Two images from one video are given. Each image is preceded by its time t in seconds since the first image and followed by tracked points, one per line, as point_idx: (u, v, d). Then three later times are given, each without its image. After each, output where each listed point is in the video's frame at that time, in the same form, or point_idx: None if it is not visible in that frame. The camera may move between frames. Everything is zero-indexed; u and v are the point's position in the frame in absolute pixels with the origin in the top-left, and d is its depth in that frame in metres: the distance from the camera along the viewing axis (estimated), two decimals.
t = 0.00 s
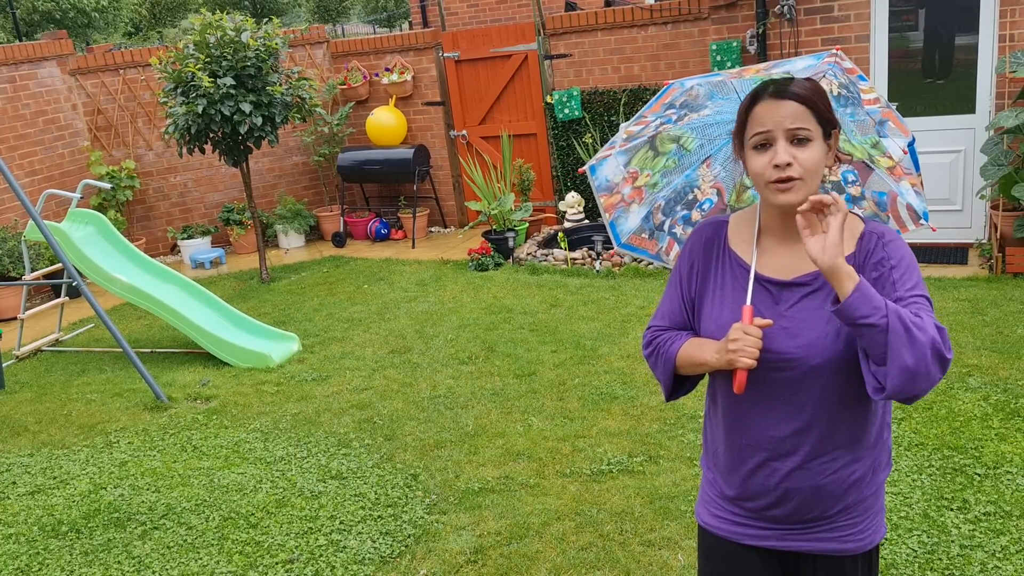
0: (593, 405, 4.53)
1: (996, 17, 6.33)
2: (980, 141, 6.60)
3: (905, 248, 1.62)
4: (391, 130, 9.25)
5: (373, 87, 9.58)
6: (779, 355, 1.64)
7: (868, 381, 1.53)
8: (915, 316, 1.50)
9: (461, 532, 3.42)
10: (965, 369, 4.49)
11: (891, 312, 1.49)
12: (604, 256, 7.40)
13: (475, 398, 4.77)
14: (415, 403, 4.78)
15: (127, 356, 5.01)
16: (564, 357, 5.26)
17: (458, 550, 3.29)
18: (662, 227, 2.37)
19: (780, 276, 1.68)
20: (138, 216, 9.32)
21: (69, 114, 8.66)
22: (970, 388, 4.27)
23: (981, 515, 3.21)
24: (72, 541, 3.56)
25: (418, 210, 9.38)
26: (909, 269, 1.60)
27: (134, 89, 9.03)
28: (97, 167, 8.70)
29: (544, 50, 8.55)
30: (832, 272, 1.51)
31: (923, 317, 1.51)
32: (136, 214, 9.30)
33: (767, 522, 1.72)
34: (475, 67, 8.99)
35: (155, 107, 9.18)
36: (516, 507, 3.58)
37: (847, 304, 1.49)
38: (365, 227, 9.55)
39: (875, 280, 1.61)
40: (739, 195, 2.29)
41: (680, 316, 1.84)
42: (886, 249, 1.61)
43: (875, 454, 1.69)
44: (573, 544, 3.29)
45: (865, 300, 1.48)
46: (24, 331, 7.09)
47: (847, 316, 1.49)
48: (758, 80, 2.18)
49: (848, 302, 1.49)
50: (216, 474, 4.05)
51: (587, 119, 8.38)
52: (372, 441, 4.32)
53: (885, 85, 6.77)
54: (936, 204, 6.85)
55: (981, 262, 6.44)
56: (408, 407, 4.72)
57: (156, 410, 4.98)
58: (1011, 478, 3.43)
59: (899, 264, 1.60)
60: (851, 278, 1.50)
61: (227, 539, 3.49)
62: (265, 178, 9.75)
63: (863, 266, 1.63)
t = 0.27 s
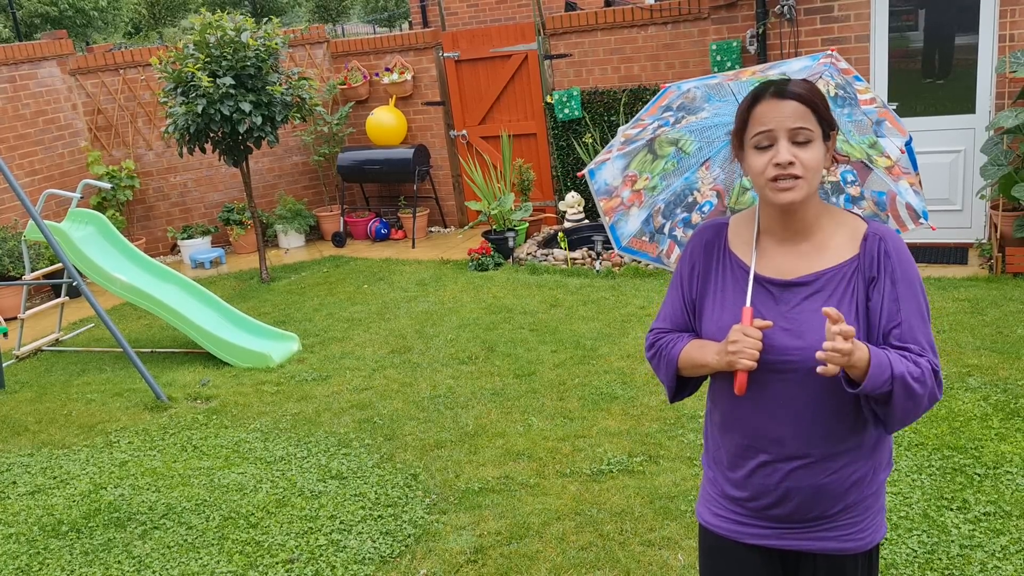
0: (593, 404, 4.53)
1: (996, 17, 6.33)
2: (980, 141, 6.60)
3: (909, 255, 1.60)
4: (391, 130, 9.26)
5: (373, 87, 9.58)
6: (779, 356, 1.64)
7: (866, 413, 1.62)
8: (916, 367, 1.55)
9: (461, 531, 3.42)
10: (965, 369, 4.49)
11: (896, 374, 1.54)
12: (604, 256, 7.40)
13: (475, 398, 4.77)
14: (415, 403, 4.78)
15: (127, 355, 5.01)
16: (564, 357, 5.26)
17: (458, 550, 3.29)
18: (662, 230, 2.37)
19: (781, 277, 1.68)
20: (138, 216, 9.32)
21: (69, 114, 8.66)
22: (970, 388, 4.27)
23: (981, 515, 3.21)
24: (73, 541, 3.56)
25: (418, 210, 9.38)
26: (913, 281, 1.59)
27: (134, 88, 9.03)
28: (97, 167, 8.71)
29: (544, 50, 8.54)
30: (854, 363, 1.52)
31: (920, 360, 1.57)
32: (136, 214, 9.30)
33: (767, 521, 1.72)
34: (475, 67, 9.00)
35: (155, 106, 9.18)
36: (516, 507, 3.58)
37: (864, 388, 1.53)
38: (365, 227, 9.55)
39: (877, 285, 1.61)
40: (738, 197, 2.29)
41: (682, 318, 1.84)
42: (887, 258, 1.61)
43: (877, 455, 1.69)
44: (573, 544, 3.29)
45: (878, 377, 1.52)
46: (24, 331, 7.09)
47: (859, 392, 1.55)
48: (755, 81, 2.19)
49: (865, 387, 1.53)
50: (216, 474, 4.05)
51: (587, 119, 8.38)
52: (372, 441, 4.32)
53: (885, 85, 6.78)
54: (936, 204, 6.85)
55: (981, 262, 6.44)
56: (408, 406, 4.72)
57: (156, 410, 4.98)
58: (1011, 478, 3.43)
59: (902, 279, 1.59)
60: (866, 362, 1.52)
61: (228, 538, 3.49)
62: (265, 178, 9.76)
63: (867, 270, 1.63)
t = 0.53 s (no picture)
0: (593, 404, 4.53)
1: (996, 17, 6.33)
2: (980, 140, 6.60)
3: (907, 252, 1.61)
4: (390, 130, 9.26)
5: (373, 87, 9.58)
6: (782, 356, 1.64)
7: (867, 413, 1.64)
8: (914, 367, 1.56)
9: (461, 531, 3.42)
10: (965, 369, 4.49)
11: (895, 376, 1.55)
12: (604, 256, 7.41)
13: (475, 397, 4.77)
14: (415, 402, 4.78)
15: (127, 355, 5.01)
16: (564, 357, 5.26)
17: (458, 550, 3.29)
18: (656, 231, 2.39)
19: (781, 277, 1.68)
20: (138, 216, 9.33)
21: (69, 114, 8.66)
22: (969, 388, 4.28)
23: (981, 514, 3.22)
24: (73, 541, 3.56)
25: (418, 210, 9.38)
26: (912, 278, 1.60)
27: (134, 88, 9.02)
28: (97, 167, 8.70)
29: (544, 50, 8.55)
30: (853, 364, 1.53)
31: (918, 359, 1.58)
32: (136, 214, 9.30)
33: (768, 519, 1.72)
34: (475, 66, 9.00)
35: (155, 106, 9.18)
36: (516, 506, 3.58)
37: (863, 390, 1.54)
38: (365, 227, 9.56)
39: (877, 283, 1.62)
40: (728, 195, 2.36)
41: (682, 320, 1.84)
42: (889, 256, 1.61)
43: (877, 450, 1.69)
44: (573, 543, 3.29)
45: (878, 377, 1.53)
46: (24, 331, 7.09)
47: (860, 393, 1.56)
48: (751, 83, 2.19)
49: (864, 390, 1.54)
50: (216, 474, 4.05)
51: (587, 119, 8.38)
52: (372, 441, 4.32)
53: (885, 85, 6.78)
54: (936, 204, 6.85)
55: (981, 262, 6.44)
56: (408, 406, 4.72)
57: (156, 410, 4.98)
58: (1011, 477, 3.43)
59: (901, 275, 1.60)
60: (864, 365, 1.53)
61: (228, 538, 3.49)
62: (265, 177, 9.76)
63: (867, 268, 1.63)
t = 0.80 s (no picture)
0: (592, 404, 4.53)
1: (995, 16, 6.33)
2: (979, 140, 6.60)
3: (903, 246, 1.61)
4: (390, 130, 9.26)
5: (372, 87, 9.58)
6: (780, 353, 1.64)
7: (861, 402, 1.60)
8: (910, 350, 1.54)
9: (461, 531, 3.42)
10: (964, 369, 4.49)
11: (891, 353, 1.52)
12: (604, 256, 7.41)
13: (474, 397, 4.77)
14: (414, 402, 4.78)
15: (127, 355, 4.97)
16: (564, 357, 5.26)
17: (458, 549, 3.29)
18: (654, 228, 2.38)
19: (779, 274, 1.69)
20: (138, 216, 9.32)
21: (68, 114, 8.66)
22: (969, 387, 4.28)
23: (981, 514, 3.22)
24: (72, 541, 3.56)
25: (418, 210, 9.37)
26: (907, 271, 1.60)
27: (133, 88, 9.02)
28: (96, 167, 8.70)
29: (543, 50, 8.55)
30: (847, 334, 1.51)
31: (914, 344, 1.55)
32: (136, 214, 9.29)
33: (767, 517, 1.73)
34: (474, 66, 9.00)
35: (155, 106, 9.18)
36: (516, 506, 3.58)
37: (857, 361, 1.52)
38: (364, 227, 9.56)
39: (873, 276, 1.62)
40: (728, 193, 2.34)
41: (680, 318, 1.84)
42: (884, 249, 1.61)
43: (875, 447, 1.69)
44: (572, 543, 3.29)
45: (871, 348, 1.51)
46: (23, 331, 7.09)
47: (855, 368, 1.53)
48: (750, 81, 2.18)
49: (858, 361, 1.51)
50: (216, 474, 4.05)
51: (587, 118, 8.37)
52: (372, 441, 4.32)
53: (884, 85, 6.78)
54: (935, 203, 6.85)
55: (980, 262, 6.44)
56: (408, 406, 4.72)
57: (156, 410, 4.97)
58: (1011, 477, 3.43)
59: (896, 268, 1.60)
60: (860, 336, 1.51)
61: (227, 538, 3.49)
62: (264, 177, 9.75)
63: (863, 263, 1.63)
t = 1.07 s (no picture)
0: (592, 404, 4.52)
1: (995, 16, 6.33)
2: (979, 140, 6.60)
3: (897, 244, 1.62)
4: (390, 130, 9.26)
5: (372, 87, 9.58)
6: (778, 351, 1.64)
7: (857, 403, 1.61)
8: (903, 351, 1.55)
9: (461, 531, 3.42)
10: (964, 369, 4.49)
11: (885, 357, 1.53)
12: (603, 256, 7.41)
13: (474, 397, 4.76)
14: (414, 402, 4.77)
15: (127, 354, 4.95)
16: (564, 356, 5.26)
17: (457, 549, 3.29)
18: (650, 231, 2.38)
19: (774, 273, 1.69)
20: (138, 216, 9.32)
21: (68, 114, 8.66)
22: (969, 387, 4.28)
23: (981, 514, 3.21)
24: (72, 541, 3.56)
25: (418, 210, 9.37)
26: (902, 268, 1.60)
27: (133, 88, 9.02)
28: (96, 167, 8.70)
29: (543, 50, 8.55)
30: (839, 344, 1.50)
31: (907, 344, 1.56)
32: (135, 214, 9.29)
33: (766, 518, 1.72)
34: (474, 66, 9.00)
35: (155, 106, 9.17)
36: (516, 506, 3.57)
37: (851, 370, 1.52)
38: (364, 227, 9.55)
39: (868, 273, 1.62)
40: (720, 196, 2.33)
41: (677, 318, 1.84)
42: (878, 248, 1.62)
43: (873, 447, 1.69)
44: (572, 543, 3.29)
45: (865, 358, 1.51)
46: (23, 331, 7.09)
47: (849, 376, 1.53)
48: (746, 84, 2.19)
49: (853, 369, 1.52)
50: (215, 473, 4.05)
51: (586, 118, 8.37)
52: (372, 440, 4.32)
53: (884, 85, 6.77)
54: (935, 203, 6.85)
55: (980, 261, 6.44)
56: (407, 406, 4.72)
57: (155, 410, 4.97)
58: (1011, 477, 3.43)
59: (891, 265, 1.60)
60: (853, 344, 1.51)
61: (227, 538, 3.49)
62: (264, 177, 9.75)
63: (859, 260, 1.64)
